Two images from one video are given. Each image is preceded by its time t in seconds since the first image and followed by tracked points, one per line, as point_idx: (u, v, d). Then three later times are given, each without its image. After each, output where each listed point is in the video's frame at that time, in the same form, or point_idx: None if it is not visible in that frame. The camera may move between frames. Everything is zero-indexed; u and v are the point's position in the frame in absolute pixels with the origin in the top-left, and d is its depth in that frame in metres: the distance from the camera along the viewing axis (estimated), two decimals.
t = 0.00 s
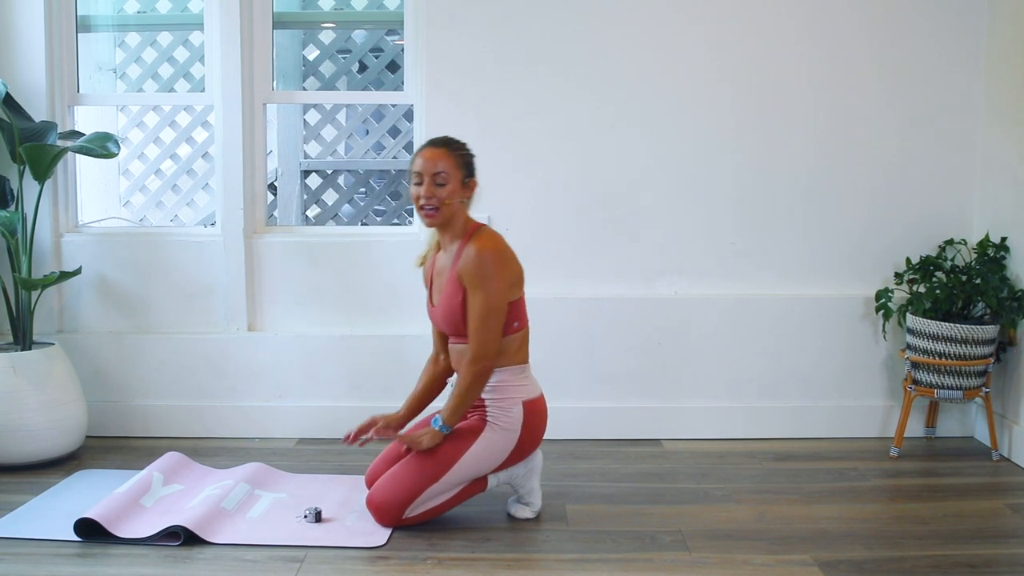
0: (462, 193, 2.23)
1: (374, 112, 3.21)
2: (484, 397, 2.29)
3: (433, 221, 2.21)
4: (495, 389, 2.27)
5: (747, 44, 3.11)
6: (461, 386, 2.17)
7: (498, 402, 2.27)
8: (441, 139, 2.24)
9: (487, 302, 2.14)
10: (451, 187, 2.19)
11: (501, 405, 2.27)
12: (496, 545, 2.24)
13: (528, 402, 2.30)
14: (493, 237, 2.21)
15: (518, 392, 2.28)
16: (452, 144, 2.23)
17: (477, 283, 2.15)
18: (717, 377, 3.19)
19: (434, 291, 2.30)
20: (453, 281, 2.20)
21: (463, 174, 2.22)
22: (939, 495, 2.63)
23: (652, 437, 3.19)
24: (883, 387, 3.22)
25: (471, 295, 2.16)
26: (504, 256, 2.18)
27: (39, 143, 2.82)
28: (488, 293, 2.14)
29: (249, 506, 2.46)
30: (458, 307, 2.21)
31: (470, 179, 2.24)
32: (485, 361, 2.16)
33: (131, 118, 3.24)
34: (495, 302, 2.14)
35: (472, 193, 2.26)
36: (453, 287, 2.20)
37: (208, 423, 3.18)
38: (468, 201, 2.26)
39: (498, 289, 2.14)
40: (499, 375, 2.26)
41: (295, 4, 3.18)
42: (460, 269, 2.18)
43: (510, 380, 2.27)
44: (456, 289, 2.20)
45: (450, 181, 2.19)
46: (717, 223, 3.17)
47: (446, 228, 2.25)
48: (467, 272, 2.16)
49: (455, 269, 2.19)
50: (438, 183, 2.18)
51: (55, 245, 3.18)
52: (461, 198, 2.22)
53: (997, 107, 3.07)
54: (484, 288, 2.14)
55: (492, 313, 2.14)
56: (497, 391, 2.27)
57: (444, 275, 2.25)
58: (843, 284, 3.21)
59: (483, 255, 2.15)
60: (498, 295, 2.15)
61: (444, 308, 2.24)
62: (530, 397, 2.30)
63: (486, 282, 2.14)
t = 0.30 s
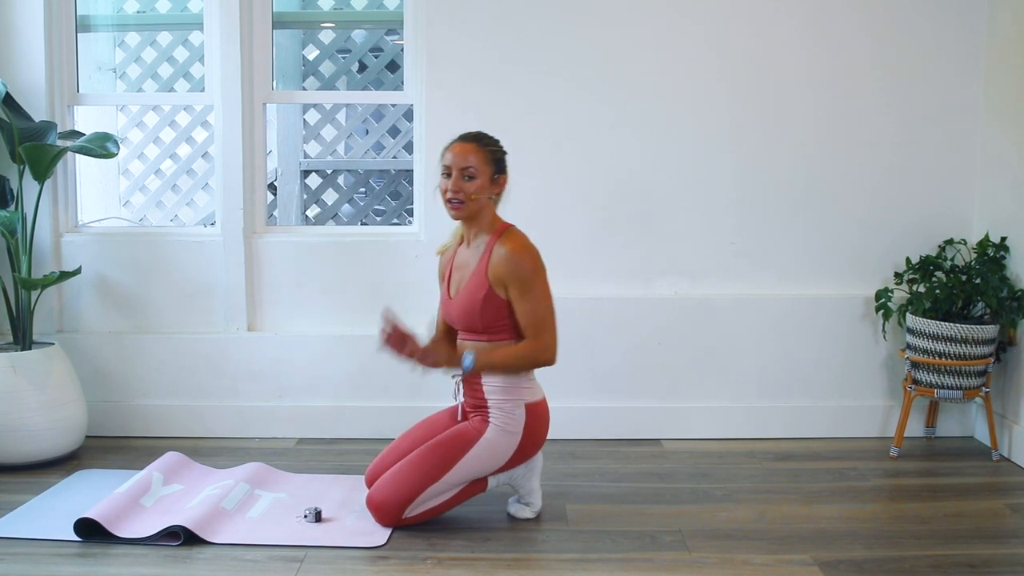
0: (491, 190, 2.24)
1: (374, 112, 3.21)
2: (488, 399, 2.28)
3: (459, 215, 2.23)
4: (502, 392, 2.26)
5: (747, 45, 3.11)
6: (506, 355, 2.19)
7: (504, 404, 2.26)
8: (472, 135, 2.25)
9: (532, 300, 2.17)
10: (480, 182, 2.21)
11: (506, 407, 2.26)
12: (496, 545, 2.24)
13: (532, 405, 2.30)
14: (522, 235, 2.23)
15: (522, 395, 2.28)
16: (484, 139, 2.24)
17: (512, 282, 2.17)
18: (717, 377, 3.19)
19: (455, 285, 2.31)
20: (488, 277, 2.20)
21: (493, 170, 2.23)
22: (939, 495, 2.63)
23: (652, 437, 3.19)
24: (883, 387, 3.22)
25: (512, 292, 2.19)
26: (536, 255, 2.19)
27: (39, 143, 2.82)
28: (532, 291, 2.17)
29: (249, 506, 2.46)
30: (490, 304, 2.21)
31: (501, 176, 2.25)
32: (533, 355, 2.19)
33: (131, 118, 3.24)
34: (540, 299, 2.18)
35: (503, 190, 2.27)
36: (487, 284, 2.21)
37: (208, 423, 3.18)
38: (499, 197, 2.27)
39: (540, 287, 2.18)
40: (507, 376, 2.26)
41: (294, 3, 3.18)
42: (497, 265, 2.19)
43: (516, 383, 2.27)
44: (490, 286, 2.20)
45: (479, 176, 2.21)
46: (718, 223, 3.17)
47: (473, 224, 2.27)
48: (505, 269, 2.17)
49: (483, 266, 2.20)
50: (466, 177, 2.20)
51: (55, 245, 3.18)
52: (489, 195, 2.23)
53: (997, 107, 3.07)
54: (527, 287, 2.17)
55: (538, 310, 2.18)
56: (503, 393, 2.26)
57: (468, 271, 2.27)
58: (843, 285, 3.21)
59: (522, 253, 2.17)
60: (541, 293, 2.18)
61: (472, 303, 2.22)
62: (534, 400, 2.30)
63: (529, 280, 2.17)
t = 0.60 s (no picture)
0: (508, 188, 2.25)
1: (374, 112, 3.21)
2: (491, 400, 2.27)
3: (479, 215, 2.23)
4: (505, 393, 2.26)
5: (747, 45, 3.11)
6: (546, 328, 2.15)
7: (506, 406, 2.26)
8: (487, 135, 2.25)
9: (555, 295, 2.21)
10: (499, 182, 2.21)
11: (508, 409, 2.26)
12: (496, 545, 2.23)
13: (533, 408, 2.30)
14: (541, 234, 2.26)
15: (524, 396, 2.28)
16: (501, 138, 2.24)
17: (534, 279, 2.19)
18: (717, 377, 3.19)
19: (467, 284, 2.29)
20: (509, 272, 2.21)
21: (512, 169, 2.24)
22: (939, 495, 2.63)
23: (652, 437, 3.19)
24: (883, 387, 3.22)
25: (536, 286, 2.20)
26: (556, 254, 2.23)
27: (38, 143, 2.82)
28: (555, 287, 2.21)
29: (249, 506, 2.46)
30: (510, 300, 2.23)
31: (519, 174, 2.26)
32: (560, 347, 2.20)
33: (131, 118, 3.24)
34: (561, 294, 2.22)
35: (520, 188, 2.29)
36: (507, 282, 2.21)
37: (208, 423, 3.18)
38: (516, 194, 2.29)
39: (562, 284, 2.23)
40: (512, 376, 2.27)
41: (294, 4, 3.18)
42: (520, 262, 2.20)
43: (519, 384, 2.27)
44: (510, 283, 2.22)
45: (498, 176, 2.21)
46: (717, 223, 3.17)
47: (490, 222, 2.28)
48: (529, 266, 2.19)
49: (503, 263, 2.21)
50: (487, 177, 2.20)
51: (55, 245, 3.18)
52: (507, 193, 2.24)
53: (997, 107, 3.07)
54: (550, 283, 2.20)
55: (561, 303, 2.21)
56: (505, 395, 2.26)
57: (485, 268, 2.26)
58: (843, 284, 3.21)
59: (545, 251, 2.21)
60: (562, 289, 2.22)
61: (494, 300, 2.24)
62: (535, 402, 2.30)
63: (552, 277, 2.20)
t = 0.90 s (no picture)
0: (515, 189, 2.25)
1: (374, 112, 3.21)
2: (492, 401, 2.27)
3: (485, 217, 2.24)
4: (507, 394, 2.26)
5: (747, 45, 3.11)
6: (550, 336, 2.15)
7: (507, 407, 2.26)
8: (494, 136, 2.24)
9: (562, 300, 2.20)
10: (505, 184, 2.21)
11: (509, 409, 2.26)
12: (496, 545, 2.23)
13: (534, 408, 2.30)
14: (550, 237, 2.26)
15: (525, 397, 2.28)
16: (506, 140, 2.23)
17: (542, 282, 2.20)
18: (717, 377, 3.19)
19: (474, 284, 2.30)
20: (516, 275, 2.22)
21: (518, 170, 2.24)
22: (939, 495, 2.63)
23: (652, 437, 3.19)
24: (883, 387, 3.22)
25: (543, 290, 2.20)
26: (565, 257, 2.22)
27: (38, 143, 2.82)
28: (562, 291, 2.20)
29: (249, 506, 2.46)
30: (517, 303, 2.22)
31: (526, 175, 2.26)
32: (565, 353, 2.18)
33: (131, 118, 3.24)
34: (568, 299, 2.21)
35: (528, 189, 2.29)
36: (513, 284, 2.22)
37: (208, 423, 3.18)
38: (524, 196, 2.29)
39: (571, 289, 2.22)
40: (513, 378, 2.27)
41: (295, 4, 3.18)
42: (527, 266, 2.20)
43: (519, 385, 2.27)
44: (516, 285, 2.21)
45: (503, 178, 2.20)
46: (718, 222, 3.17)
47: (498, 222, 2.29)
48: (537, 270, 2.19)
49: (509, 265, 2.21)
50: (491, 180, 2.20)
51: (55, 245, 3.18)
52: (513, 195, 2.24)
53: (997, 107, 3.07)
54: (557, 287, 2.20)
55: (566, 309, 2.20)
56: (506, 396, 2.26)
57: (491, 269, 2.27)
58: (843, 284, 3.21)
59: (554, 255, 2.20)
60: (570, 294, 2.21)
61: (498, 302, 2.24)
62: (536, 403, 2.30)
63: (560, 281, 2.20)
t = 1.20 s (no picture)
0: (517, 190, 2.25)
1: (374, 111, 3.21)
2: (492, 401, 2.27)
3: (487, 218, 2.24)
4: (507, 394, 2.26)
5: (747, 45, 3.11)
6: (549, 338, 2.15)
7: (507, 407, 2.26)
8: (495, 137, 2.24)
9: (563, 301, 2.20)
10: (507, 186, 2.21)
11: (509, 409, 2.26)
12: (495, 545, 2.24)
13: (534, 409, 2.30)
14: (551, 237, 2.25)
15: (525, 397, 2.28)
16: (508, 141, 2.23)
17: (543, 283, 2.20)
18: (717, 377, 3.19)
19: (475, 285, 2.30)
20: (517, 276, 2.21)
21: (519, 171, 2.24)
22: (939, 495, 2.63)
23: (652, 437, 3.19)
24: (883, 387, 3.22)
25: (544, 291, 2.20)
26: (566, 259, 2.21)
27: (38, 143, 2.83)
28: (563, 292, 2.20)
29: (249, 506, 2.46)
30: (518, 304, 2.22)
31: (527, 176, 2.26)
32: (564, 354, 2.18)
33: (131, 118, 3.24)
34: (569, 300, 2.21)
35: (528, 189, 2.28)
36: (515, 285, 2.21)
37: (208, 423, 3.18)
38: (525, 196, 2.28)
39: (572, 290, 2.22)
40: (512, 378, 2.27)
41: (295, 4, 3.18)
42: (529, 267, 2.20)
43: (519, 385, 2.27)
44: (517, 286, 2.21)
45: (504, 180, 2.20)
46: (718, 223, 3.17)
47: (500, 223, 2.29)
48: (539, 271, 2.19)
49: (510, 267, 2.21)
50: (492, 182, 2.20)
51: (55, 245, 3.18)
52: (515, 196, 2.24)
53: (997, 106, 3.07)
54: (558, 288, 2.20)
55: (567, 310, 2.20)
56: (506, 395, 2.26)
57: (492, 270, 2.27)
58: (843, 284, 3.21)
59: (555, 256, 2.20)
60: (571, 296, 2.21)
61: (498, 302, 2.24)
62: (536, 403, 2.31)
63: (561, 283, 2.20)
